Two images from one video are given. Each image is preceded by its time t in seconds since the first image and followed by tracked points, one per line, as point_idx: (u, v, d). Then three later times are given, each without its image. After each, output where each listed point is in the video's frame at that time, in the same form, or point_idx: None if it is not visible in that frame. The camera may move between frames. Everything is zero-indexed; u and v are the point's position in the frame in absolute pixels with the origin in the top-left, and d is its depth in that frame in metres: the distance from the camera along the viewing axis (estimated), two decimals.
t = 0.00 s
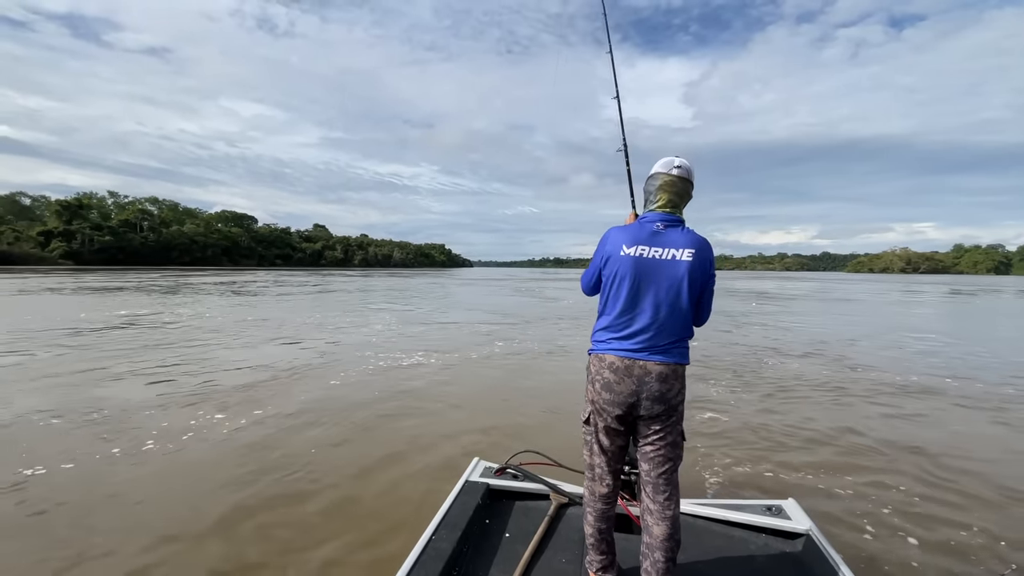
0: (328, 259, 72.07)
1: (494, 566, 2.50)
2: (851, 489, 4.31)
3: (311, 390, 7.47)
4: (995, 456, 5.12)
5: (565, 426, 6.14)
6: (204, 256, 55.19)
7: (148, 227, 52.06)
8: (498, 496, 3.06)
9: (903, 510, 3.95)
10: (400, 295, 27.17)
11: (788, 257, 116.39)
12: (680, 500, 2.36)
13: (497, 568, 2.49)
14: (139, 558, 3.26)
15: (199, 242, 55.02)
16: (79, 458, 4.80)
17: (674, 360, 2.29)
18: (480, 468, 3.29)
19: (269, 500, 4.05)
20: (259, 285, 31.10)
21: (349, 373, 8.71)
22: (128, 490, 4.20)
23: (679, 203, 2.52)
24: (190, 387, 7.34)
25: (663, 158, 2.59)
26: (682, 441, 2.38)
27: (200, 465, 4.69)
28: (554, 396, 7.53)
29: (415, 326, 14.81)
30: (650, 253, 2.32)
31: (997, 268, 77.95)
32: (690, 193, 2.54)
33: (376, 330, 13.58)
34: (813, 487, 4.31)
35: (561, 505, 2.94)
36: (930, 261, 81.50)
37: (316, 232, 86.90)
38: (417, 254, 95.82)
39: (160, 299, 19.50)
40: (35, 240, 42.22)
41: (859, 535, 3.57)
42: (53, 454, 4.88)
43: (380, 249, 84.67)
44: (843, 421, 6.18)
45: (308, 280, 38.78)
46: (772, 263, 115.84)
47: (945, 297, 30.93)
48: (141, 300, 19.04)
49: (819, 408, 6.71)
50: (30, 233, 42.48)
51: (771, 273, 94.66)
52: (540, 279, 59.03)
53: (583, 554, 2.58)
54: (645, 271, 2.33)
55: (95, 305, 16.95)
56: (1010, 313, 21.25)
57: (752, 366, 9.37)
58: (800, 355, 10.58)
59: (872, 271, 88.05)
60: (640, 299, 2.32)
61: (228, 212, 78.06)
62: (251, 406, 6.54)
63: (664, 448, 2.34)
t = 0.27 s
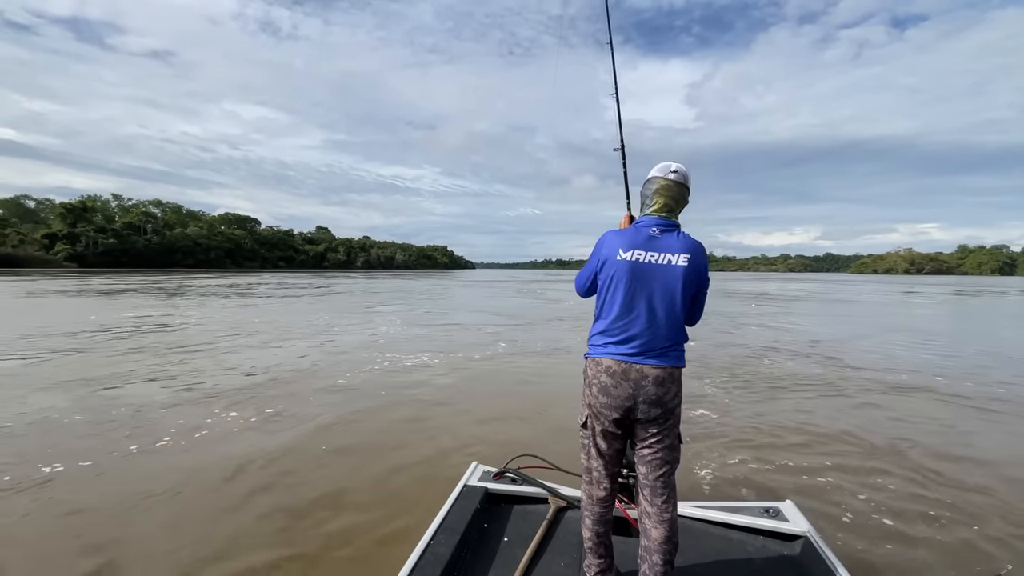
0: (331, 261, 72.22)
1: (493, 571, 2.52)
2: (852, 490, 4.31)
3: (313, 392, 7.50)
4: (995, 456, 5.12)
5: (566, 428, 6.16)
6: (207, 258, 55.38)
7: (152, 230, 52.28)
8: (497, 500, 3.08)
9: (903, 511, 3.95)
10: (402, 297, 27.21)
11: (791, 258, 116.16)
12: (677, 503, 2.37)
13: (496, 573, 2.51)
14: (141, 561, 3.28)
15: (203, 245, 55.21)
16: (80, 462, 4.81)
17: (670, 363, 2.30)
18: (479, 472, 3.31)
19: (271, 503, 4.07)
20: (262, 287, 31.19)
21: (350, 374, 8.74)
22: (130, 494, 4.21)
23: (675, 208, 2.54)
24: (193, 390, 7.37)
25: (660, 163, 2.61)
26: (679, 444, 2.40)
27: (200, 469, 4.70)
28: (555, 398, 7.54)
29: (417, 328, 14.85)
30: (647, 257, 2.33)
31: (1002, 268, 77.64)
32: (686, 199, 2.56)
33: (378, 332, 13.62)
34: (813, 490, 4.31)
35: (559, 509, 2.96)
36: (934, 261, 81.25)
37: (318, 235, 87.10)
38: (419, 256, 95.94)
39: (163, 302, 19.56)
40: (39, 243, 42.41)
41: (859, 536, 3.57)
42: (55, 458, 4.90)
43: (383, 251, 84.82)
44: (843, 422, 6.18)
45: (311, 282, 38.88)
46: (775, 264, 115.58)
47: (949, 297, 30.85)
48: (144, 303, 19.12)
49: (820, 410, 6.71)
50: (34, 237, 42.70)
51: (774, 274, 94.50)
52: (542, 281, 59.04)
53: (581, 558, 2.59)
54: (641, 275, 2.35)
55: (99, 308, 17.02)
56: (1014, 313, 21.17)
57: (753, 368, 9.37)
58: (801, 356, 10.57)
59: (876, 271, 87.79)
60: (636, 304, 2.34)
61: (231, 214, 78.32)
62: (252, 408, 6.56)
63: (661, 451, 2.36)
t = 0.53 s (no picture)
0: (334, 264, 72.37)
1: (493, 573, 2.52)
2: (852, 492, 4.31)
3: (314, 393, 7.51)
4: (997, 458, 5.10)
5: (566, 429, 6.16)
6: (210, 260, 55.55)
7: (156, 232, 52.50)
8: (497, 503, 3.08)
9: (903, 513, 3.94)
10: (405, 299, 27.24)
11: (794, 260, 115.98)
12: (676, 505, 2.37)
13: None
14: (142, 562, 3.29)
15: (206, 247, 55.39)
16: (82, 463, 4.83)
17: (669, 365, 2.31)
18: (478, 475, 3.32)
19: (271, 505, 4.08)
20: (266, 289, 31.30)
21: (352, 376, 8.76)
22: (131, 494, 4.23)
23: (670, 211, 2.54)
24: (195, 392, 7.40)
25: (654, 167, 2.63)
26: (678, 446, 2.40)
27: (201, 470, 4.71)
28: (557, 398, 7.55)
29: (419, 329, 14.86)
30: (643, 259, 2.34)
31: (1006, 270, 77.33)
32: (681, 202, 2.56)
33: (380, 333, 13.64)
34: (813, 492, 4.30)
35: (559, 512, 2.97)
36: (938, 263, 80.96)
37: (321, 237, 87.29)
38: (422, 258, 96.04)
39: (167, 303, 19.64)
40: (43, 245, 42.64)
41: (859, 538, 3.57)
42: (56, 458, 4.92)
43: (386, 253, 84.98)
44: (845, 423, 6.17)
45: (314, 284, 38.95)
46: (779, 266, 115.38)
47: (953, 299, 30.76)
48: (148, 304, 19.19)
49: (821, 412, 6.70)
50: (39, 239, 42.95)
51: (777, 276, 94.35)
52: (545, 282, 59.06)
53: (580, 560, 2.59)
54: (638, 278, 2.35)
55: (102, 310, 17.08)
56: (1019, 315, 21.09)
57: (755, 369, 9.35)
58: (803, 358, 10.55)
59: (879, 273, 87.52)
60: (634, 306, 2.34)
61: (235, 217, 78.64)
62: (254, 410, 6.58)
63: (660, 454, 2.36)
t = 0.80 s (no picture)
0: (336, 266, 72.51)
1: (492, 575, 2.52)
2: (852, 493, 4.30)
3: (315, 395, 7.52)
4: (998, 460, 5.09)
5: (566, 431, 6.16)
6: (213, 262, 55.71)
7: (159, 234, 52.71)
8: (496, 505, 3.09)
9: (903, 514, 3.92)
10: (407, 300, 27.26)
11: (797, 261, 115.75)
12: (675, 507, 2.37)
13: None
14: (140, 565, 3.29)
15: (209, 249, 55.54)
16: (82, 465, 4.84)
17: (666, 366, 2.31)
18: (477, 476, 3.33)
19: (271, 507, 4.08)
20: (268, 291, 31.35)
21: (353, 377, 8.77)
22: (131, 498, 4.23)
23: (665, 214, 2.55)
24: (196, 394, 7.41)
25: (647, 170, 2.64)
26: (676, 448, 2.40)
27: (201, 473, 4.72)
28: (557, 399, 7.55)
29: (420, 330, 14.88)
30: (636, 260, 2.34)
31: (1010, 271, 77.06)
32: (675, 204, 2.57)
33: (381, 334, 13.66)
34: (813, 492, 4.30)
35: (558, 513, 2.97)
36: (942, 264, 80.69)
37: (323, 238, 87.43)
38: (424, 260, 96.15)
39: (169, 305, 19.68)
40: (48, 248, 42.84)
41: (858, 539, 3.56)
42: (57, 461, 4.94)
43: (388, 254, 85.09)
44: (846, 425, 6.15)
45: (316, 286, 38.99)
46: (781, 267, 115.14)
47: (956, 300, 30.65)
48: (150, 306, 19.24)
49: (822, 413, 6.69)
50: (43, 241, 43.19)
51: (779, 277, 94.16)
52: (547, 284, 59.04)
53: (580, 562, 2.60)
54: (633, 279, 2.35)
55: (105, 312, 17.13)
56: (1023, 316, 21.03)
57: (756, 371, 9.35)
58: (804, 360, 10.54)
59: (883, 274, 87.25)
60: (629, 307, 2.35)
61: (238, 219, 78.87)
62: (255, 412, 6.60)
63: (658, 456, 2.36)
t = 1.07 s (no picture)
0: (338, 267, 72.61)
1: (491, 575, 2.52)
2: (852, 491, 4.30)
3: (317, 395, 7.54)
4: (999, 460, 5.08)
5: (566, 431, 6.16)
6: (216, 264, 55.85)
7: (162, 235, 52.88)
8: (495, 505, 3.09)
9: (903, 513, 3.92)
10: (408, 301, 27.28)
11: (799, 262, 115.50)
12: (673, 507, 2.38)
13: None
14: (139, 561, 3.29)
15: (211, 250, 55.69)
16: (82, 463, 4.84)
17: (662, 365, 2.31)
18: (476, 476, 3.34)
19: (271, 505, 4.09)
20: (270, 293, 31.41)
21: (354, 377, 8.79)
22: (129, 495, 4.23)
23: (661, 212, 2.55)
24: (198, 394, 7.44)
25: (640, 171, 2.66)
26: (674, 448, 2.40)
27: (200, 471, 4.71)
28: (558, 399, 7.55)
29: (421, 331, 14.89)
30: (631, 259, 2.35)
31: (1014, 271, 76.78)
32: (671, 203, 2.58)
33: (382, 334, 13.68)
34: (812, 491, 4.29)
35: (556, 514, 2.98)
36: (945, 265, 80.42)
37: (326, 240, 87.56)
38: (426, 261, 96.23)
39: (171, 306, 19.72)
40: (51, 249, 42.98)
41: (858, 537, 3.56)
42: (57, 458, 4.94)
43: (390, 256, 85.19)
44: (847, 425, 6.14)
45: (318, 287, 39.03)
46: (784, 268, 114.89)
47: (959, 301, 30.55)
48: (152, 307, 19.28)
49: (823, 412, 6.67)
50: (46, 242, 43.36)
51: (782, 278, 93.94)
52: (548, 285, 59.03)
53: (578, 562, 2.60)
54: (628, 278, 2.36)
55: (107, 312, 17.18)
56: None
57: (756, 371, 9.34)
58: (805, 360, 10.52)
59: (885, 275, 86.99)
60: (625, 306, 2.35)
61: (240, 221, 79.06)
62: (256, 412, 6.62)
63: (655, 456, 2.36)
